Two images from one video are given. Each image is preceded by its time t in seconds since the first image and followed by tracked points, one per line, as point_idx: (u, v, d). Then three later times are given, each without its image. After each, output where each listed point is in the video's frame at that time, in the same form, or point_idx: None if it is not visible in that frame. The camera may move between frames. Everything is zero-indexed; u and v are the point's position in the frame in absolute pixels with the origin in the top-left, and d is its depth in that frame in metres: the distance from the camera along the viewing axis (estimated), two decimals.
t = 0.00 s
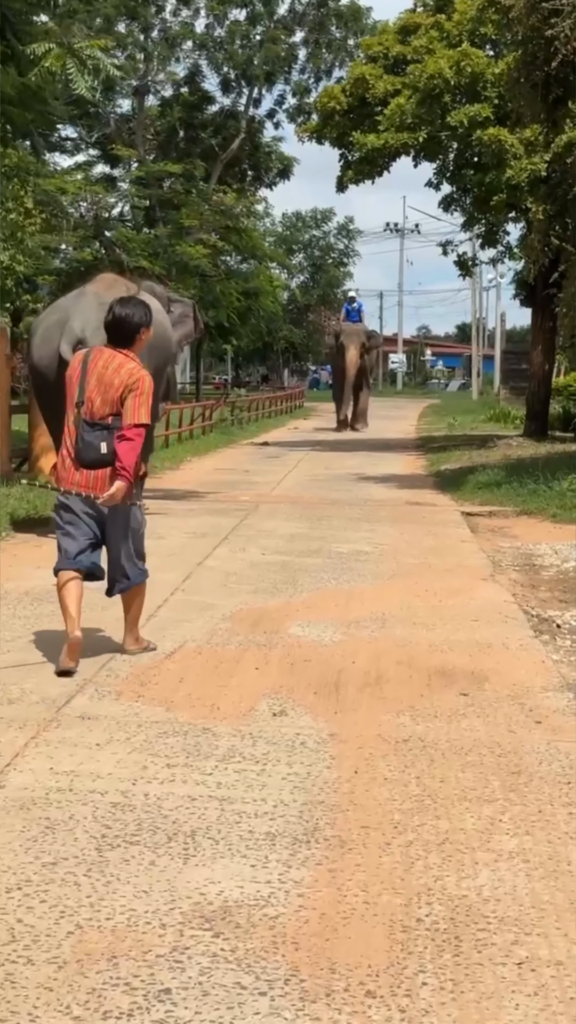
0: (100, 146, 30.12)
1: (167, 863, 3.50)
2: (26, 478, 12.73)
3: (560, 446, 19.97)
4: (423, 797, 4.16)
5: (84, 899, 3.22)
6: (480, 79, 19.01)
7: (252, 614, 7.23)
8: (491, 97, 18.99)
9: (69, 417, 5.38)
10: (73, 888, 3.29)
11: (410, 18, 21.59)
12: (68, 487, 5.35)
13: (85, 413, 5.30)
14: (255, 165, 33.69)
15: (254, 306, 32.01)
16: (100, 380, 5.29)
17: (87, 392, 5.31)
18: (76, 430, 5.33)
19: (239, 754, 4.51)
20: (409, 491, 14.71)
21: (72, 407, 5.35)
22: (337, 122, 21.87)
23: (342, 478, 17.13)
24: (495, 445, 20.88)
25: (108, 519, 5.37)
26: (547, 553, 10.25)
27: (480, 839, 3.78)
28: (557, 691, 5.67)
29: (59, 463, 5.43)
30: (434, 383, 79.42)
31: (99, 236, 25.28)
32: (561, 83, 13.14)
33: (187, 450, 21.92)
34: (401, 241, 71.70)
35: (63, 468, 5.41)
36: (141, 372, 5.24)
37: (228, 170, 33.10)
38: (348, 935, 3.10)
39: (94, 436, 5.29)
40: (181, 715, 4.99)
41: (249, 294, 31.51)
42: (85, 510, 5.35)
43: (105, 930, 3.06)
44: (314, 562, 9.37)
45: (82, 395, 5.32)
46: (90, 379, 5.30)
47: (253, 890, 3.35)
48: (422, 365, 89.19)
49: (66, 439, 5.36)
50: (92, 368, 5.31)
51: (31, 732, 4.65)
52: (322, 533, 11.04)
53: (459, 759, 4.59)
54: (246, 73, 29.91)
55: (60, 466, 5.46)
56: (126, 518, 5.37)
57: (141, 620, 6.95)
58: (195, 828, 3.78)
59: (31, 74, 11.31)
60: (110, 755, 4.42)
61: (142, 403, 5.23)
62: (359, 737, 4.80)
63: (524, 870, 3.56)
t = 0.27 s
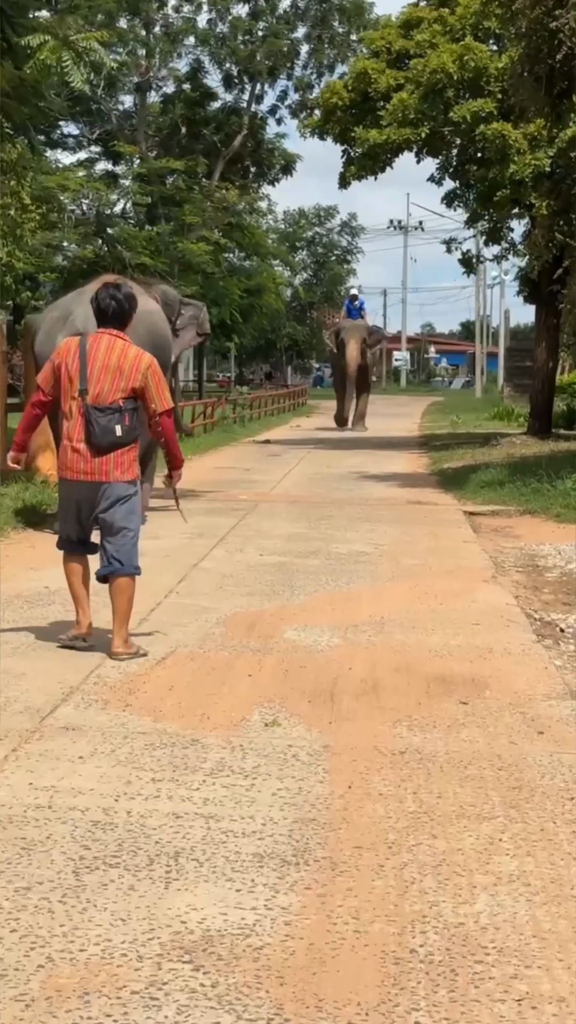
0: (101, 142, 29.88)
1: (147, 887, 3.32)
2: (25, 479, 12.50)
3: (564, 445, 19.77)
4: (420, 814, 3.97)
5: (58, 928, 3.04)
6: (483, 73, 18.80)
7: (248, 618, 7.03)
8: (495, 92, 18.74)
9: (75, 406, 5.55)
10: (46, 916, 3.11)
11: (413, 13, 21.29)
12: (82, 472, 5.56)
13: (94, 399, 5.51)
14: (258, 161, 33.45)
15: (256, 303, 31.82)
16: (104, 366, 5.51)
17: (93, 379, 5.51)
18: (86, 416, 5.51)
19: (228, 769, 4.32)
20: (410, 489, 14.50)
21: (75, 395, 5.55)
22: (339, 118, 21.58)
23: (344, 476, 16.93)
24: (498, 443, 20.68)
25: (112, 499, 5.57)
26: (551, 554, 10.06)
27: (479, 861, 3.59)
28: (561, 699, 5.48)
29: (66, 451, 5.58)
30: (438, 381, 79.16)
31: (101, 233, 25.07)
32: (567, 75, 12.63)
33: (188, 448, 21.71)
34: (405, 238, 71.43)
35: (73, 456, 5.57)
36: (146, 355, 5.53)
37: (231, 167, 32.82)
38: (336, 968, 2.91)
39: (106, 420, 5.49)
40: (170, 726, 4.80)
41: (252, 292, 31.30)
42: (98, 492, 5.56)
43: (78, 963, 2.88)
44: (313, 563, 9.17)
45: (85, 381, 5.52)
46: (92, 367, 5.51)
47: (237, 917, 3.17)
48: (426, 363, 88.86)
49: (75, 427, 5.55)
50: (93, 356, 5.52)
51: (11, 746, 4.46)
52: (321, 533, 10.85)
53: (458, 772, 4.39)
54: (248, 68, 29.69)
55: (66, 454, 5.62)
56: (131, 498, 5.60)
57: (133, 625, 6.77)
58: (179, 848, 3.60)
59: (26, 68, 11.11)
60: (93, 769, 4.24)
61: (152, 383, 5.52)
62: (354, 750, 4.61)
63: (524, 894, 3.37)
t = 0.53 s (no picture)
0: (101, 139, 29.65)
1: (131, 912, 3.13)
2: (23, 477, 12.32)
3: (567, 443, 19.56)
4: (419, 832, 3.78)
5: (34, 960, 2.86)
6: (486, 69, 18.58)
7: (244, 621, 6.85)
8: (498, 87, 18.57)
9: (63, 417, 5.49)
10: (22, 947, 2.92)
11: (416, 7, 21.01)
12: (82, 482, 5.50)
13: (87, 407, 5.48)
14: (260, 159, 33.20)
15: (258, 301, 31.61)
16: (88, 372, 5.50)
17: (80, 388, 5.49)
18: (80, 425, 5.47)
19: (220, 783, 4.14)
20: (412, 488, 14.31)
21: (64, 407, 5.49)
22: (341, 113, 21.33)
23: (345, 476, 16.73)
24: (501, 442, 20.47)
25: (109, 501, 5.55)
26: (554, 555, 9.86)
27: (481, 882, 3.41)
28: (566, 707, 5.29)
29: (59, 464, 5.50)
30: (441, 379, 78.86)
31: (103, 230, 24.88)
32: (570, 69, 12.50)
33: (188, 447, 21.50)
34: (408, 236, 71.16)
35: (67, 467, 5.50)
36: (128, 358, 5.57)
37: (233, 164, 32.57)
38: (330, 1005, 2.72)
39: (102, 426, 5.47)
40: (161, 736, 4.62)
41: (254, 289, 31.10)
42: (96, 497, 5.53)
43: (56, 999, 2.69)
44: (312, 564, 8.99)
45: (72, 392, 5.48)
46: (75, 375, 5.49)
47: (226, 945, 2.98)
48: (430, 362, 88.58)
49: (69, 440, 5.49)
50: (74, 366, 5.49)
51: None
52: (321, 533, 10.67)
53: (460, 785, 4.21)
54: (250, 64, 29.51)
55: (55, 468, 5.53)
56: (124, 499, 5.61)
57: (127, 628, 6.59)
58: (166, 869, 3.41)
59: (22, 61, 10.92)
60: (79, 784, 4.05)
61: (138, 384, 5.59)
62: (352, 762, 4.42)
63: (531, 920, 3.19)
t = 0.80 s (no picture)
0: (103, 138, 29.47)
1: (112, 942, 3.00)
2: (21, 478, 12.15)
3: (571, 443, 19.39)
4: (416, 854, 3.63)
5: (7, 997, 2.72)
6: (490, 66, 18.35)
7: (239, 629, 6.70)
8: (501, 85, 18.36)
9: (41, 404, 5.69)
10: None
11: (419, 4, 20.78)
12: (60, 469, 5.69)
13: (64, 396, 5.68)
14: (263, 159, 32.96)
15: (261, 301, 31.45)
16: (69, 362, 5.69)
17: (58, 375, 5.69)
18: (55, 411, 5.66)
19: (211, 801, 3.99)
20: (413, 490, 14.16)
21: (43, 395, 5.69)
22: (344, 111, 21.13)
23: (347, 476, 16.57)
24: (504, 442, 20.33)
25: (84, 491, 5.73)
26: (556, 558, 9.71)
27: (481, 909, 3.26)
28: (569, 718, 5.14)
29: (34, 450, 5.71)
30: (445, 378, 78.55)
31: (104, 229, 24.73)
32: (574, 66, 12.35)
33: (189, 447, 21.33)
34: (412, 235, 70.94)
35: (42, 452, 5.70)
36: (109, 351, 5.74)
37: (235, 162, 32.37)
38: None
39: (76, 414, 5.66)
40: (151, 752, 4.48)
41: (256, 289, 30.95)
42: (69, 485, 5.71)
43: None
44: (312, 569, 8.84)
45: (51, 381, 5.69)
46: (55, 364, 5.69)
47: (210, 980, 2.84)
48: (433, 361, 88.25)
49: (46, 426, 5.68)
50: (56, 356, 5.70)
51: None
52: (321, 535, 10.52)
53: (459, 804, 4.06)
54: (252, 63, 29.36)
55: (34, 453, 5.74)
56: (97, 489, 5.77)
57: (121, 634, 6.44)
58: (152, 895, 3.27)
59: (19, 57, 10.75)
60: (62, 803, 3.91)
61: (117, 377, 5.75)
62: (348, 778, 4.28)
63: (531, 954, 3.03)
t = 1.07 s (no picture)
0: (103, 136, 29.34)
1: (88, 965, 2.90)
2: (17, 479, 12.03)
3: (572, 443, 19.28)
4: (405, 869, 3.53)
5: None
6: (490, 64, 18.20)
7: (232, 633, 6.60)
8: (502, 82, 18.19)
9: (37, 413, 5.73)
10: None
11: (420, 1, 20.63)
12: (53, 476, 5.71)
13: (61, 407, 5.68)
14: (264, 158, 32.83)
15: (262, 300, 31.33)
16: (67, 374, 5.70)
17: (55, 387, 5.70)
18: (50, 422, 5.68)
19: (196, 813, 3.89)
20: (411, 489, 14.04)
21: (41, 404, 5.71)
22: (344, 110, 20.99)
23: (346, 476, 16.44)
24: (505, 442, 20.22)
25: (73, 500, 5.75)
26: (556, 560, 9.61)
27: (471, 929, 3.16)
28: (565, 727, 5.03)
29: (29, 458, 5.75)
30: (447, 377, 78.41)
31: (105, 229, 24.62)
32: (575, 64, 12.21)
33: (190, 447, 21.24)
34: (414, 233, 70.79)
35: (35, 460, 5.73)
36: (109, 366, 5.74)
37: (236, 161, 32.21)
38: None
39: (70, 425, 5.67)
40: (137, 762, 4.37)
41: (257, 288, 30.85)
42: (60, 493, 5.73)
43: None
44: (307, 571, 8.73)
45: (50, 391, 5.70)
46: (54, 375, 5.70)
47: (188, 1007, 2.74)
48: (435, 360, 88.11)
49: (42, 435, 5.71)
50: (57, 367, 5.70)
51: None
52: (319, 537, 10.41)
53: (451, 817, 3.95)
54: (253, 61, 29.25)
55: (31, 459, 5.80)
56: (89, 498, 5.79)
57: (112, 639, 6.35)
58: (131, 913, 3.17)
59: (14, 53, 10.63)
60: (43, 817, 3.81)
61: (114, 392, 5.73)
62: (338, 789, 4.18)
63: (521, 977, 2.93)
